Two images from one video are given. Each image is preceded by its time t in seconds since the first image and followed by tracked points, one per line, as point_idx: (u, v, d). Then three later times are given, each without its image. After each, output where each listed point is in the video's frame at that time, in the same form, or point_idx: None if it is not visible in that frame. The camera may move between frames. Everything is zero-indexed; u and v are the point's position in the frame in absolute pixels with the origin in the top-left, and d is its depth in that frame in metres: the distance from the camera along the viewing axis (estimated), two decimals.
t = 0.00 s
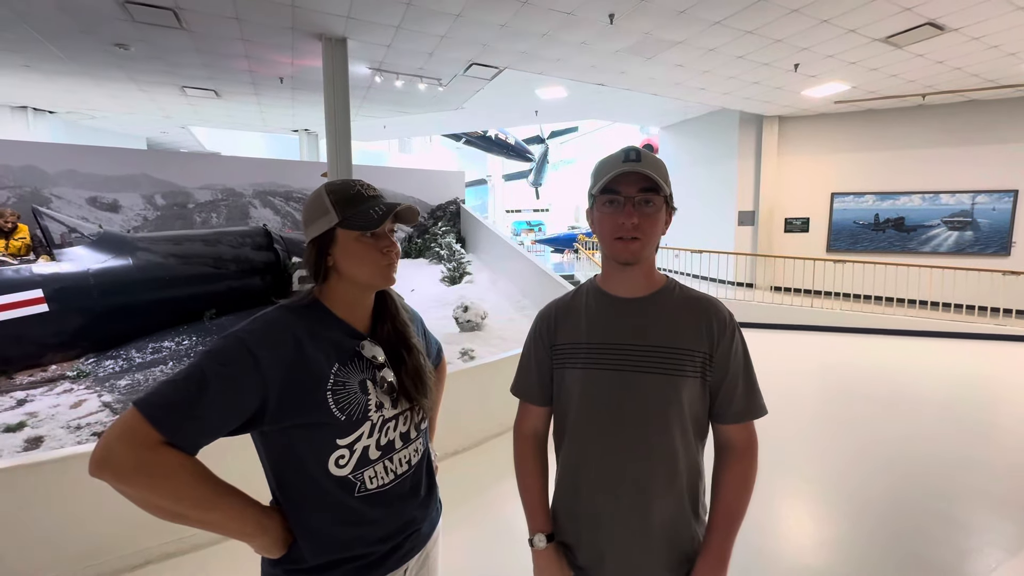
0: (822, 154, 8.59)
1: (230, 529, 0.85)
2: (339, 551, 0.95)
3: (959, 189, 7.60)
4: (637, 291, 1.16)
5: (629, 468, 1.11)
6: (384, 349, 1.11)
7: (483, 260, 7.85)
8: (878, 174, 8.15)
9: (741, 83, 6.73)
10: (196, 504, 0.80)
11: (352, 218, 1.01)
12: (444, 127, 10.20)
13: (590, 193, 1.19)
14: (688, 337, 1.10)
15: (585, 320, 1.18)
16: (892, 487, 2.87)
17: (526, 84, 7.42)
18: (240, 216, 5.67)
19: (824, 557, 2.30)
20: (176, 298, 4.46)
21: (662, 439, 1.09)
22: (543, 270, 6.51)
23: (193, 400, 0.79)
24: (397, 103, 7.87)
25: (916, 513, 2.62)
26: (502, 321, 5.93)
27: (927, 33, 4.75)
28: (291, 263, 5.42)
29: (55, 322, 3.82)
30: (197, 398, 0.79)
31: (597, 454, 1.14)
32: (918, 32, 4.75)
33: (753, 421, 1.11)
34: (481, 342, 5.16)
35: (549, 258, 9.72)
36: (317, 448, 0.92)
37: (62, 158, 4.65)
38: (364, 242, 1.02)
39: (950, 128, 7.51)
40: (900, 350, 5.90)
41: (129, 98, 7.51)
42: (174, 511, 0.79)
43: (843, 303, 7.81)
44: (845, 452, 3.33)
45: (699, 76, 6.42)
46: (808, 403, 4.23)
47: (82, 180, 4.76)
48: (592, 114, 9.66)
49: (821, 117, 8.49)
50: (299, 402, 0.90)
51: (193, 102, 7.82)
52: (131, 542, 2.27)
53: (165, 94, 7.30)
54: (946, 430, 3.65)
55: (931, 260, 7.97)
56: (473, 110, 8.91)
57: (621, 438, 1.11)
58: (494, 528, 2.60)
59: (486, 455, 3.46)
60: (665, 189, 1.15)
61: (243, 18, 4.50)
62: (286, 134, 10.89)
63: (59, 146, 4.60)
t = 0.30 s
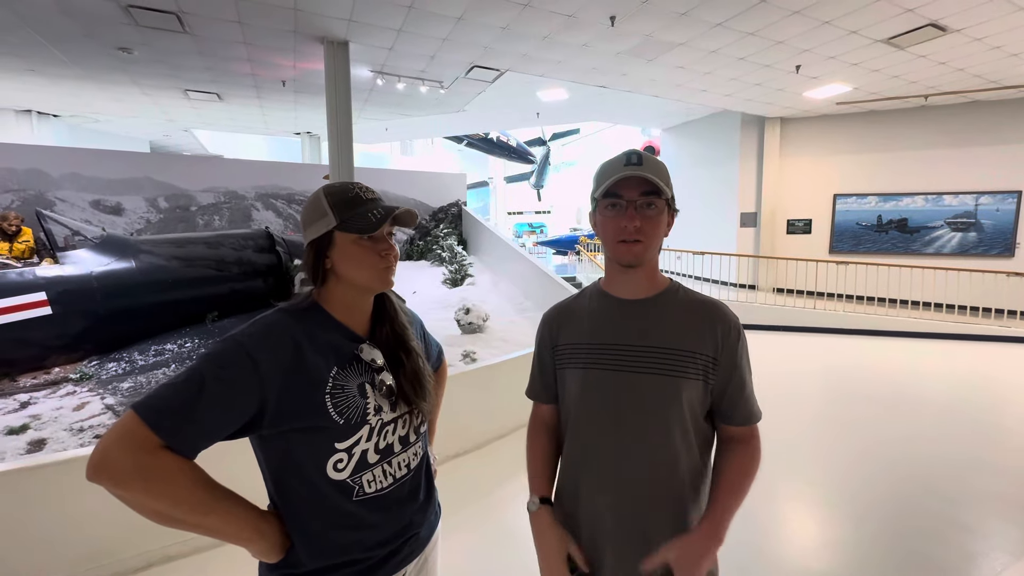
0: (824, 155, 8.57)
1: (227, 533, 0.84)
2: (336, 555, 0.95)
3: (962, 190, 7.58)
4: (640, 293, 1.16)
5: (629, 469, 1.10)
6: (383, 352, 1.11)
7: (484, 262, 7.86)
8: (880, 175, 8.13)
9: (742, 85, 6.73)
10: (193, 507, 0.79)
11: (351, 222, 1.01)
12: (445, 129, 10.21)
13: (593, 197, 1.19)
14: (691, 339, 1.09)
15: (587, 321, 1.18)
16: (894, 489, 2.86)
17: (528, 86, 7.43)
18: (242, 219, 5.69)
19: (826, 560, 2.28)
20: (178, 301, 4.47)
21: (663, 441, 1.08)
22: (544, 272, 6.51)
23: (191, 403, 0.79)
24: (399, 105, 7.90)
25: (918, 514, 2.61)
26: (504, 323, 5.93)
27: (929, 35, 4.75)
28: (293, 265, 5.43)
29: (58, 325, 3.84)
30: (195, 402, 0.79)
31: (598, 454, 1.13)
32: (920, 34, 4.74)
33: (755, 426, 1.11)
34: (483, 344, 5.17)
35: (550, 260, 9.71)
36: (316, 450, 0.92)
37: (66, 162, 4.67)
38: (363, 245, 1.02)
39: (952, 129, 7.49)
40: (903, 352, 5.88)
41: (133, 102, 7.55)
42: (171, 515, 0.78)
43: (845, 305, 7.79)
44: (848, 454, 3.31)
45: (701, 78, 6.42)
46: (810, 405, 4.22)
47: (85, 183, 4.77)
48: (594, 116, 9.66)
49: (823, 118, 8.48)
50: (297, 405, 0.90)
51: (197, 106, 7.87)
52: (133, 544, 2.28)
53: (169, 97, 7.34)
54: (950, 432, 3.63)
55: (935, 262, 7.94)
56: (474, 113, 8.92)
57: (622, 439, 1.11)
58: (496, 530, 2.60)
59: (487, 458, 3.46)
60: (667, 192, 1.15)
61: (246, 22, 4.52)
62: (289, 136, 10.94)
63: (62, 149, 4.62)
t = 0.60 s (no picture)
0: (824, 155, 8.56)
1: (226, 535, 0.84)
2: (335, 556, 0.95)
3: (962, 190, 7.58)
4: (642, 294, 1.16)
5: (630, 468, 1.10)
6: (383, 352, 1.11)
7: (485, 262, 7.86)
8: (880, 175, 8.13)
9: (742, 85, 6.73)
10: (193, 510, 0.79)
11: (352, 222, 1.01)
12: (446, 129, 10.20)
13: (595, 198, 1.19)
14: (693, 339, 1.09)
15: (591, 319, 1.18)
16: (896, 490, 2.85)
17: (528, 86, 7.42)
18: (242, 220, 5.69)
19: (828, 562, 2.27)
20: (178, 302, 4.47)
21: (664, 439, 1.08)
22: (544, 272, 6.50)
23: (191, 404, 0.79)
24: (399, 106, 7.89)
25: (920, 515, 2.60)
26: (504, 323, 5.93)
27: (929, 35, 4.75)
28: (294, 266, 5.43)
29: (59, 325, 3.84)
30: (196, 402, 0.79)
31: (599, 452, 1.13)
32: (920, 34, 4.74)
33: (760, 428, 1.09)
34: (483, 345, 5.16)
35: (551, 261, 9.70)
36: (316, 450, 0.92)
37: (67, 163, 4.68)
38: (363, 245, 1.02)
39: (953, 129, 7.50)
40: (903, 352, 5.87)
41: (133, 103, 7.54)
42: (171, 518, 0.78)
43: (846, 305, 7.78)
44: (849, 455, 3.30)
45: (701, 78, 6.42)
46: (810, 405, 4.22)
47: (85, 184, 4.78)
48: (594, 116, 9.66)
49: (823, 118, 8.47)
50: (298, 405, 0.90)
51: (197, 106, 7.87)
52: (133, 545, 2.28)
53: (169, 98, 7.33)
54: (951, 432, 3.62)
55: (936, 262, 7.94)
56: (474, 113, 8.91)
57: (623, 437, 1.10)
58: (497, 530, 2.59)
59: (487, 458, 3.45)
60: (668, 193, 1.14)
61: (246, 22, 4.52)
62: (289, 137, 10.94)
63: (62, 150, 4.62)
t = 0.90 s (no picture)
0: (824, 155, 8.56)
1: (229, 538, 0.83)
2: (337, 557, 0.94)
3: (963, 190, 7.57)
4: (651, 291, 1.16)
5: (633, 468, 1.09)
6: (386, 352, 1.11)
7: (485, 262, 7.85)
8: (881, 175, 8.12)
9: (743, 85, 6.73)
10: (196, 512, 0.78)
11: (355, 222, 1.01)
12: (446, 130, 10.20)
13: (607, 194, 1.18)
14: (695, 340, 1.09)
15: (594, 319, 1.18)
16: (900, 490, 2.85)
17: (529, 86, 7.42)
18: (242, 220, 5.69)
19: (829, 562, 2.27)
20: (179, 303, 4.46)
21: (667, 440, 1.07)
22: (545, 272, 6.50)
23: (194, 406, 0.78)
24: (399, 106, 7.89)
25: (921, 515, 2.60)
26: (505, 323, 5.93)
27: (930, 34, 4.74)
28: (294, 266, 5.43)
29: (59, 326, 3.84)
30: (199, 404, 0.79)
31: (602, 453, 1.12)
32: (921, 33, 4.74)
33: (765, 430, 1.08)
34: (484, 345, 5.16)
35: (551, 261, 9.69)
36: (319, 452, 0.91)
37: (68, 164, 4.68)
38: (367, 245, 1.01)
39: (953, 129, 7.49)
40: (904, 352, 5.86)
41: (133, 103, 7.55)
42: (175, 520, 0.78)
43: (846, 304, 7.78)
44: (850, 456, 3.29)
45: (701, 77, 6.41)
46: (811, 406, 4.21)
47: (85, 185, 4.77)
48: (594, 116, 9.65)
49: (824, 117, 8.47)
50: (302, 406, 0.90)
51: (197, 107, 7.85)
52: (134, 545, 2.27)
53: (169, 99, 7.33)
54: (951, 432, 3.62)
55: (936, 261, 7.93)
56: (474, 113, 8.91)
57: (625, 438, 1.10)
58: (498, 530, 2.59)
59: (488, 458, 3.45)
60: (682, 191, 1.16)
61: (247, 23, 4.51)
62: (289, 137, 10.93)
63: (62, 151, 4.62)
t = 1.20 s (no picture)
0: (824, 155, 8.57)
1: (232, 539, 0.83)
2: (338, 558, 0.94)
3: (963, 189, 7.57)
4: (649, 291, 1.15)
5: (634, 470, 1.09)
6: (387, 353, 1.11)
7: (485, 263, 7.85)
8: (880, 174, 8.13)
9: (743, 85, 6.73)
10: (198, 514, 0.78)
11: (357, 223, 1.00)
12: (446, 130, 10.19)
13: (606, 193, 1.18)
14: (697, 341, 1.08)
15: (595, 320, 1.18)
16: (901, 490, 2.84)
17: (528, 86, 7.42)
18: (242, 220, 5.68)
19: (830, 562, 2.27)
20: (178, 304, 4.45)
21: (668, 442, 1.07)
22: (545, 272, 6.50)
23: (198, 408, 0.78)
24: (399, 106, 7.89)
25: (921, 516, 2.60)
26: (505, 323, 5.93)
27: (929, 34, 4.75)
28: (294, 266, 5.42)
29: (59, 326, 3.84)
30: (202, 405, 0.79)
31: (603, 454, 1.12)
32: (919, 33, 4.74)
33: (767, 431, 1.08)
34: (484, 345, 5.16)
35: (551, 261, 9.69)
36: (321, 454, 0.91)
37: (68, 164, 4.67)
38: (368, 246, 1.01)
39: (952, 129, 7.50)
40: (904, 352, 5.86)
41: (133, 104, 7.55)
42: (178, 522, 0.77)
43: (846, 304, 7.78)
44: (851, 455, 3.29)
45: (701, 77, 6.42)
46: (811, 406, 4.21)
47: (85, 185, 4.76)
48: (594, 116, 9.65)
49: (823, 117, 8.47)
50: (304, 408, 0.89)
51: (196, 107, 7.84)
52: (134, 547, 2.27)
53: (169, 99, 7.32)
54: (952, 431, 3.62)
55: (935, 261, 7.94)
56: (474, 113, 8.91)
57: (627, 439, 1.10)
58: (499, 530, 2.59)
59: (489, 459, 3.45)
60: (681, 191, 1.15)
61: (245, 23, 4.50)
62: (288, 137, 10.93)
63: (61, 151, 4.61)
